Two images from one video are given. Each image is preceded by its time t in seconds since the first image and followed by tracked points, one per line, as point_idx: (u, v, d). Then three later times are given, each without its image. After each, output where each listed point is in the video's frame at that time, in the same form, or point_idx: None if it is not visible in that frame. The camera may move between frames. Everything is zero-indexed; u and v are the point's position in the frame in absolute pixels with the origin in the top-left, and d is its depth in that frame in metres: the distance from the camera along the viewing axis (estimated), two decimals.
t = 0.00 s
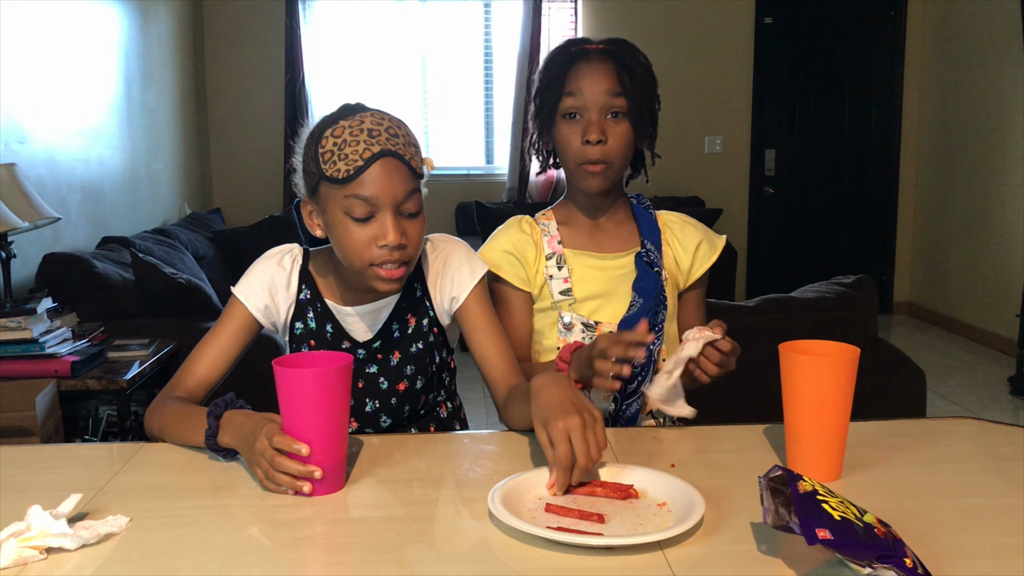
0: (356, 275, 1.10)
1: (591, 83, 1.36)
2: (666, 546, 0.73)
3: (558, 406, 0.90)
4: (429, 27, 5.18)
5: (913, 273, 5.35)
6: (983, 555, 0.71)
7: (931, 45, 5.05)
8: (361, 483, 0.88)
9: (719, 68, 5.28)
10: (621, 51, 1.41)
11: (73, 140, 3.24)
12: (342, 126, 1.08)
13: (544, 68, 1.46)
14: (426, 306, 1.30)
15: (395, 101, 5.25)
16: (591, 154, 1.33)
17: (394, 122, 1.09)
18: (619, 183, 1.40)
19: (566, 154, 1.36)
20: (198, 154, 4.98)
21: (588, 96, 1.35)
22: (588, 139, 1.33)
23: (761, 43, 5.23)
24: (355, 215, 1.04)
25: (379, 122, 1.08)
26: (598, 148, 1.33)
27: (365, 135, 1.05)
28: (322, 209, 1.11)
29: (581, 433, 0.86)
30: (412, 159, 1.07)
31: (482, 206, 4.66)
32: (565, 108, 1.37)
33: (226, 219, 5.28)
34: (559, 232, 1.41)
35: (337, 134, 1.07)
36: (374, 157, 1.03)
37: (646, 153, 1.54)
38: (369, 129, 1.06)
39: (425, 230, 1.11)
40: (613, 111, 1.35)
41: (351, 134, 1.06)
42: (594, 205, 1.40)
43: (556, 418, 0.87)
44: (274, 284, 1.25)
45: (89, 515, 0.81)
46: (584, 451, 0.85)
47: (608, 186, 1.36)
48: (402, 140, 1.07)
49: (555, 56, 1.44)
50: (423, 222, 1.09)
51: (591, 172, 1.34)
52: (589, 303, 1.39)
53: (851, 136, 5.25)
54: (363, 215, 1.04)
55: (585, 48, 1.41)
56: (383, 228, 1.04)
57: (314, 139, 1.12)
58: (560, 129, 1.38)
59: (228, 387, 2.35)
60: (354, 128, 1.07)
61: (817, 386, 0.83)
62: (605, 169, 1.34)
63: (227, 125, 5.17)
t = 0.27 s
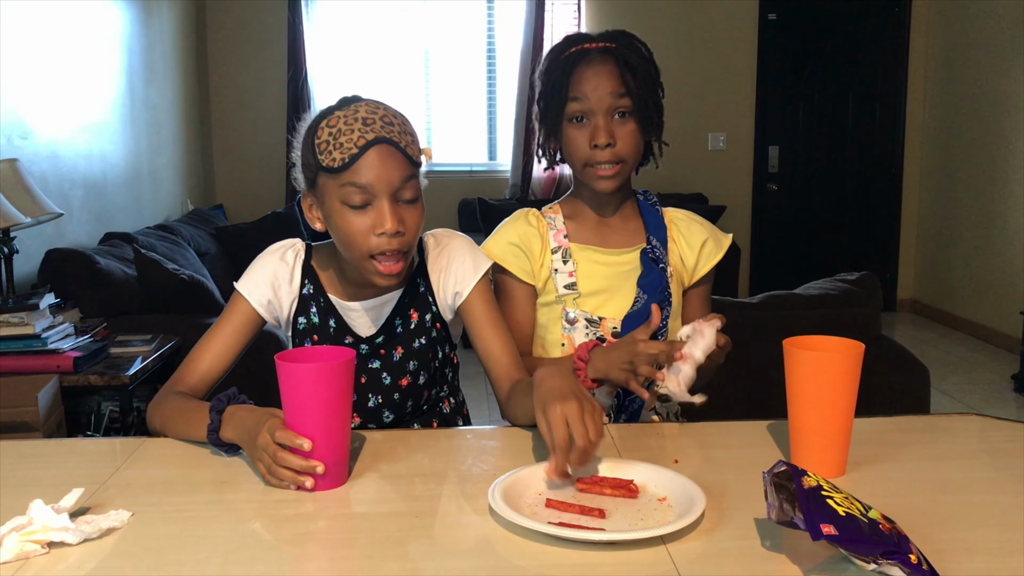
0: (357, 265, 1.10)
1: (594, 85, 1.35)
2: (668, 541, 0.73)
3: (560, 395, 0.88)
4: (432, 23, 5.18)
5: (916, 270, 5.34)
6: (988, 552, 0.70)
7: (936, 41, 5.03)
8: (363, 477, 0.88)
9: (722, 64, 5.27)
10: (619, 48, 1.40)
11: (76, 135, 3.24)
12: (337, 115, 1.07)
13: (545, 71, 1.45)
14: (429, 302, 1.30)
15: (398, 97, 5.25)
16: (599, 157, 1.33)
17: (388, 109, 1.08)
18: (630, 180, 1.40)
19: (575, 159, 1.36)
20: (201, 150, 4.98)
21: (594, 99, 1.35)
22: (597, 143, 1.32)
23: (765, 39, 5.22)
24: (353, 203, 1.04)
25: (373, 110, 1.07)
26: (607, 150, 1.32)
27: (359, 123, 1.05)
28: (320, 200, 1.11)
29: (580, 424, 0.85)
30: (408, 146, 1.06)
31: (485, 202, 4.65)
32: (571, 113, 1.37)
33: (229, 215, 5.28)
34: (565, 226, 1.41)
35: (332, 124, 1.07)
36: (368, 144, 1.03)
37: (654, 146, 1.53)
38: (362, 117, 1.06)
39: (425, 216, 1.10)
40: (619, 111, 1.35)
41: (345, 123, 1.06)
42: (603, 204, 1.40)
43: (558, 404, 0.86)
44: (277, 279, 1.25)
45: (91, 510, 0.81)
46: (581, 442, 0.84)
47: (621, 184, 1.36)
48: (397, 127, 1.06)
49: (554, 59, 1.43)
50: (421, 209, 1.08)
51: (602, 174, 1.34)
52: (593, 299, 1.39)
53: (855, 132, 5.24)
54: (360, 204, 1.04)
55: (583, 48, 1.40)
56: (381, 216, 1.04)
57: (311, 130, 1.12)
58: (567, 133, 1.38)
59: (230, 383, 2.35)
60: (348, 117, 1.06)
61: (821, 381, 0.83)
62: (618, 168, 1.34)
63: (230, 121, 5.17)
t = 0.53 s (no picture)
0: (354, 265, 1.10)
1: (593, 73, 1.36)
2: (668, 539, 0.73)
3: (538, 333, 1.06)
4: (433, 22, 5.17)
5: (918, 267, 5.34)
6: (988, 550, 0.70)
7: (938, 38, 5.02)
8: (363, 476, 0.88)
9: (724, 62, 5.26)
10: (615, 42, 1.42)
11: (78, 134, 3.25)
12: (323, 118, 1.08)
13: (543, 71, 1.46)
14: (432, 303, 1.29)
15: (399, 96, 5.24)
16: (601, 139, 1.33)
17: (375, 108, 1.08)
18: (632, 168, 1.39)
19: (575, 145, 1.36)
20: (203, 149, 4.98)
21: (592, 87, 1.36)
22: (597, 125, 1.33)
23: (767, 36, 5.21)
24: (343, 204, 1.04)
25: (358, 109, 1.07)
26: (608, 133, 1.33)
27: (345, 124, 1.05)
28: (314, 203, 1.11)
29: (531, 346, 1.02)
30: (395, 143, 1.06)
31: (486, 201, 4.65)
32: (571, 101, 1.38)
33: (230, 214, 5.28)
34: (569, 230, 1.41)
35: (320, 127, 1.07)
36: (353, 144, 1.03)
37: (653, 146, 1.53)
38: (348, 118, 1.06)
39: (418, 212, 1.10)
40: (618, 97, 1.35)
41: (331, 125, 1.06)
42: (605, 197, 1.39)
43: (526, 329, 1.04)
44: (279, 279, 1.25)
45: (92, 509, 0.81)
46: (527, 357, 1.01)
47: (623, 171, 1.35)
48: (383, 125, 1.06)
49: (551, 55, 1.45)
50: (414, 205, 1.08)
51: (604, 158, 1.34)
52: (596, 303, 1.39)
53: (857, 130, 5.23)
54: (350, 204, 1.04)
55: (579, 44, 1.42)
56: (371, 215, 1.04)
57: (301, 133, 1.13)
58: (567, 122, 1.38)
59: (231, 382, 2.36)
60: (335, 118, 1.06)
61: (823, 380, 0.83)
62: (619, 152, 1.34)
63: (231, 120, 5.18)
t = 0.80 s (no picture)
0: (354, 274, 1.10)
1: (601, 75, 1.36)
2: (668, 539, 0.73)
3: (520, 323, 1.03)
4: (434, 22, 5.17)
5: (919, 266, 5.33)
6: (989, 549, 0.70)
7: (939, 37, 5.01)
8: (364, 477, 0.88)
9: (724, 61, 5.26)
10: (634, 45, 1.41)
11: (79, 135, 3.25)
12: (317, 128, 1.08)
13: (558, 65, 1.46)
14: (433, 305, 1.29)
15: (399, 97, 5.24)
16: (596, 142, 1.34)
17: (368, 115, 1.08)
18: (630, 177, 1.39)
19: (572, 144, 1.37)
20: (204, 150, 4.98)
21: (597, 88, 1.36)
22: (594, 127, 1.33)
23: (767, 35, 5.20)
24: (339, 213, 1.04)
25: (351, 118, 1.07)
26: (604, 136, 1.33)
27: (338, 133, 1.05)
28: (311, 213, 1.11)
29: (493, 319, 0.98)
30: (389, 150, 1.06)
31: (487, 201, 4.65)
32: (575, 99, 1.38)
33: (231, 215, 5.28)
34: (568, 233, 1.41)
35: (313, 137, 1.07)
36: (348, 153, 1.03)
37: (660, 153, 1.52)
38: (341, 127, 1.06)
39: (415, 218, 1.09)
40: (621, 102, 1.35)
41: (324, 134, 1.06)
42: (600, 203, 1.39)
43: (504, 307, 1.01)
44: (280, 281, 1.26)
45: (93, 510, 0.81)
46: (478, 321, 0.97)
47: (615, 178, 1.35)
48: (377, 133, 1.06)
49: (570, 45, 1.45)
50: (411, 212, 1.08)
51: (597, 162, 1.34)
52: (595, 306, 1.39)
53: (858, 129, 5.23)
54: (346, 213, 1.04)
55: (597, 42, 1.42)
56: (368, 223, 1.03)
57: (296, 144, 1.13)
58: (569, 121, 1.39)
59: (233, 383, 2.36)
60: (328, 128, 1.06)
61: (823, 380, 0.83)
62: (613, 159, 1.34)
63: (232, 121, 5.18)
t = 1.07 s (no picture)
0: (353, 283, 1.10)
1: (608, 79, 1.35)
2: (669, 540, 0.73)
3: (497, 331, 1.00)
4: (434, 23, 5.17)
5: (920, 266, 5.33)
6: (989, 549, 0.70)
7: (940, 37, 5.01)
8: (365, 478, 0.88)
9: (725, 61, 5.26)
10: (632, 44, 1.40)
11: (79, 137, 3.25)
12: (309, 138, 1.07)
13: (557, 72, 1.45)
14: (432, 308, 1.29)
15: (399, 98, 5.25)
16: (614, 149, 1.33)
17: (360, 123, 1.08)
18: (645, 180, 1.38)
19: (589, 155, 1.36)
20: (204, 152, 4.98)
21: (606, 94, 1.35)
22: (611, 136, 1.32)
23: (767, 36, 5.20)
24: (334, 223, 1.04)
25: (343, 127, 1.06)
26: (621, 143, 1.32)
27: (331, 143, 1.05)
28: (307, 223, 1.11)
29: (459, 323, 0.96)
30: (383, 157, 1.05)
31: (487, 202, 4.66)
32: (585, 108, 1.37)
33: (232, 216, 5.28)
34: (575, 231, 1.41)
35: (306, 146, 1.07)
36: (341, 163, 1.03)
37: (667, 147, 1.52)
38: (333, 136, 1.05)
39: (411, 225, 1.09)
40: (632, 105, 1.35)
41: (316, 144, 1.05)
42: (615, 206, 1.39)
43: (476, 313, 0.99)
44: (281, 284, 1.26)
45: (94, 512, 0.81)
46: (442, 321, 0.96)
47: (636, 180, 1.35)
48: (370, 141, 1.06)
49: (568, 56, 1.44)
50: (406, 219, 1.08)
51: (616, 169, 1.33)
52: (598, 306, 1.39)
53: (858, 129, 5.23)
54: (342, 222, 1.03)
55: (596, 47, 1.40)
56: (364, 233, 1.03)
57: (289, 153, 1.12)
58: (581, 130, 1.38)
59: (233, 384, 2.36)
60: (319, 138, 1.06)
61: (825, 381, 0.83)
62: (632, 162, 1.33)
63: (233, 123, 5.18)
